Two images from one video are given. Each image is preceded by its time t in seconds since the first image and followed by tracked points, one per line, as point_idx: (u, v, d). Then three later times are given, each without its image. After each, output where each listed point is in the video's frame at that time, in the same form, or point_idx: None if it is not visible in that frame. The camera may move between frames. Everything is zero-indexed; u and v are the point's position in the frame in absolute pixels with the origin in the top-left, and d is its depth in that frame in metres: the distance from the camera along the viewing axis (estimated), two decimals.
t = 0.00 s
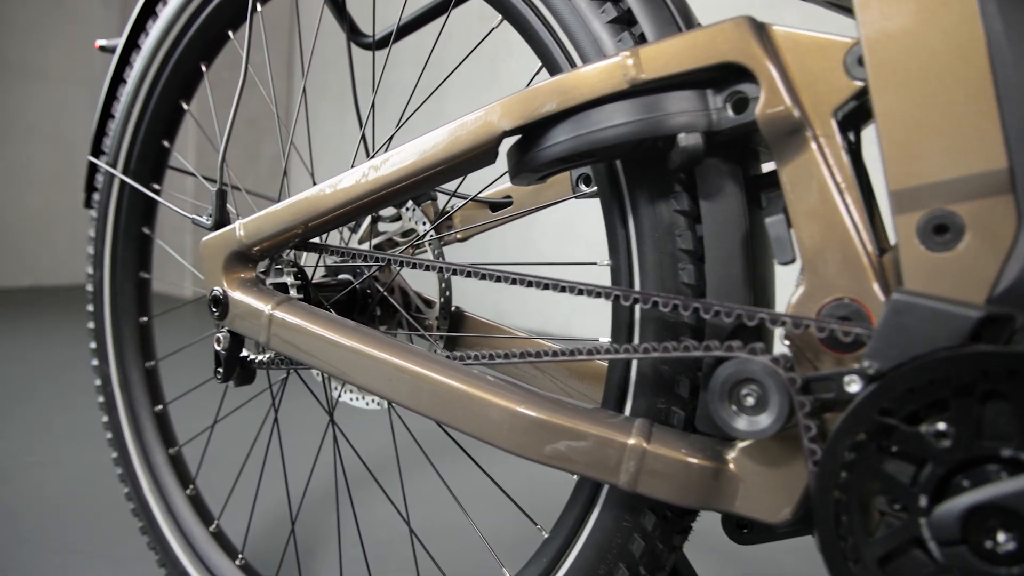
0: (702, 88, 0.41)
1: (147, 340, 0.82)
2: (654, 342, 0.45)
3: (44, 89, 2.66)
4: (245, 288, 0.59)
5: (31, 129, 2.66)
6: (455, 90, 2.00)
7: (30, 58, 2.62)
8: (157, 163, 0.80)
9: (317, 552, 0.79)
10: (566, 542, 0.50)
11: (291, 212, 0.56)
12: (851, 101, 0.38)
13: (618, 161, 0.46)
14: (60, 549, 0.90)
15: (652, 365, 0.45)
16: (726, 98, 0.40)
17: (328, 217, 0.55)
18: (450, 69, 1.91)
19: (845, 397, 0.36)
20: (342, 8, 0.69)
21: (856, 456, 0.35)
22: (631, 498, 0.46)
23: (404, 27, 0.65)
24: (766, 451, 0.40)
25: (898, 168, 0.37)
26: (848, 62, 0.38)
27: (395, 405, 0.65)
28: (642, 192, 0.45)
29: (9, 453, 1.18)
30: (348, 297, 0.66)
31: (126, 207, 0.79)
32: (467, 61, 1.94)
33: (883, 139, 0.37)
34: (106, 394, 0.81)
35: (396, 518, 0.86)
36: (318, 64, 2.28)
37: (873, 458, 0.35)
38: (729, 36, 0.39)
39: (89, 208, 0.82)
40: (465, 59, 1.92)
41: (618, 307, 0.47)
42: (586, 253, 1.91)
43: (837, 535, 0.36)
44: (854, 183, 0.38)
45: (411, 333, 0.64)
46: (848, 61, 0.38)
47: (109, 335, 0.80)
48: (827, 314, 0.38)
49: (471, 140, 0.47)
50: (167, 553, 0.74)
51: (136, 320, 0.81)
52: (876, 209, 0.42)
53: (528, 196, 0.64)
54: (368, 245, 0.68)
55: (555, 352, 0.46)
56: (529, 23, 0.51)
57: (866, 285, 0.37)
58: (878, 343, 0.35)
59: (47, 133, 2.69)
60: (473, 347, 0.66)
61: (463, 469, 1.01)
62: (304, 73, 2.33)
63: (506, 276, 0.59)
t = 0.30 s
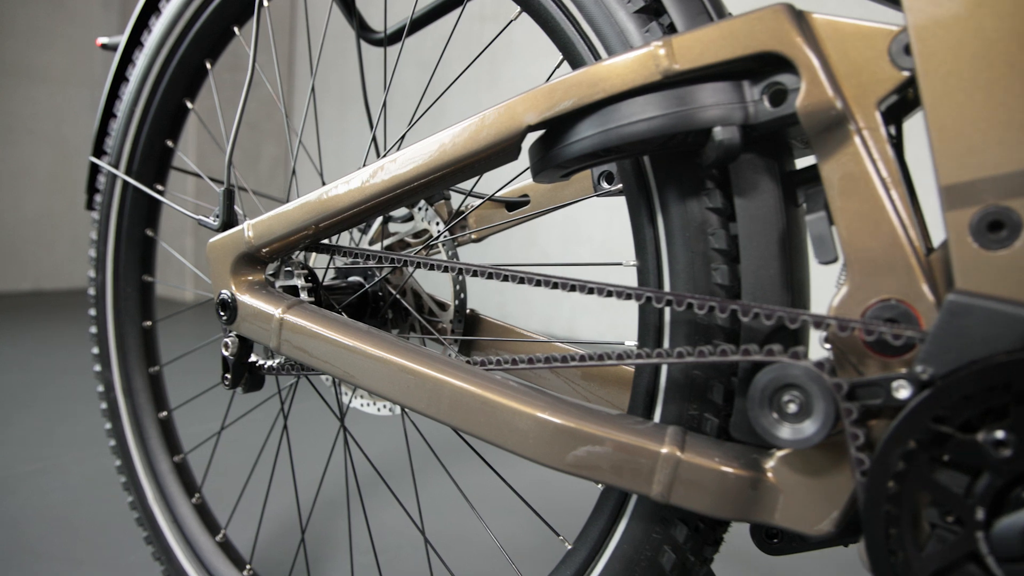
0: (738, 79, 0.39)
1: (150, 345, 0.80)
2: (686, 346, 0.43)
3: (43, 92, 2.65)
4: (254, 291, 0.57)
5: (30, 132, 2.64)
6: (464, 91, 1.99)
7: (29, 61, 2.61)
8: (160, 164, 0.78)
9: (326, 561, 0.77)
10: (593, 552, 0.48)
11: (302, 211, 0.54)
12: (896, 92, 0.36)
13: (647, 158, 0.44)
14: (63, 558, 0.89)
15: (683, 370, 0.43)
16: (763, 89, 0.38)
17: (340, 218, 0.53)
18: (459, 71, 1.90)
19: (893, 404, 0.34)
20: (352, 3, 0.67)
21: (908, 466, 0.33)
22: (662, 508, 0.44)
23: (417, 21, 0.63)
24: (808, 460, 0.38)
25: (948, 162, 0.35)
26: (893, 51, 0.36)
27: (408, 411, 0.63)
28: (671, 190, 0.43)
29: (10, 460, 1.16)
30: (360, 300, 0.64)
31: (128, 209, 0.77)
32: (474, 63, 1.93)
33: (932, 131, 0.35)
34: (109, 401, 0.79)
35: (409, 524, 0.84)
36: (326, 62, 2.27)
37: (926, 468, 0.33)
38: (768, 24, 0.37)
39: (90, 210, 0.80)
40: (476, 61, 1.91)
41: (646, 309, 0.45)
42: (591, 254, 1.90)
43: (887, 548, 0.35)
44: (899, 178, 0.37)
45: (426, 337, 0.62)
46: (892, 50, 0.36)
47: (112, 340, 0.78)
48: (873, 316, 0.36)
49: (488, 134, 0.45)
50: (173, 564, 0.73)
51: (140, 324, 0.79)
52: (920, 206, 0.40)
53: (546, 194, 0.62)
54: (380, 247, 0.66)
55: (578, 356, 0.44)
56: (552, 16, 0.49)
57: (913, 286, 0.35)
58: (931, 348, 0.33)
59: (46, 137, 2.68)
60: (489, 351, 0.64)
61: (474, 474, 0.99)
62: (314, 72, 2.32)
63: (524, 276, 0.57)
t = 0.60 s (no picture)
0: (778, 72, 0.37)
1: (154, 351, 0.78)
2: (722, 353, 0.41)
3: (43, 95, 2.63)
4: (264, 296, 0.55)
5: (29, 135, 2.62)
6: (470, 93, 1.97)
7: (29, 64, 2.59)
8: (164, 165, 0.76)
9: (336, 572, 0.75)
10: (622, 567, 0.46)
11: (315, 213, 0.52)
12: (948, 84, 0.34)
13: (680, 155, 0.42)
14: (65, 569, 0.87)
15: (717, 378, 0.41)
16: (807, 82, 0.36)
17: (354, 219, 0.51)
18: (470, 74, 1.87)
19: (950, 414, 0.32)
20: None
21: (970, 481, 0.31)
22: (696, 522, 0.42)
23: (433, 16, 0.61)
24: (856, 473, 0.36)
25: (1006, 160, 0.33)
26: (946, 40, 0.34)
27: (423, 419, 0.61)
28: (706, 189, 0.41)
29: (10, 468, 1.14)
30: (373, 304, 0.62)
31: (131, 212, 0.75)
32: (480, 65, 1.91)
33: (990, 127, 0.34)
34: (112, 409, 0.76)
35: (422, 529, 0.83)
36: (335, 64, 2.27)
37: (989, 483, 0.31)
38: (813, 14, 0.35)
39: (91, 213, 0.78)
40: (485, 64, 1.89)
41: (679, 313, 0.43)
42: (594, 257, 1.89)
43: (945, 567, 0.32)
44: (952, 176, 0.35)
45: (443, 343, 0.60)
46: (944, 39, 0.34)
47: (115, 346, 0.76)
48: (925, 321, 0.34)
49: (512, 132, 0.43)
50: None
51: (143, 330, 0.77)
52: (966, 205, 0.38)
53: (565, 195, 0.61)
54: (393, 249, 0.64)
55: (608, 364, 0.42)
56: (577, 8, 0.47)
57: (971, 288, 0.33)
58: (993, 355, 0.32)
59: (46, 140, 2.66)
60: (505, 356, 0.62)
61: (484, 479, 0.98)
62: (323, 73, 2.30)
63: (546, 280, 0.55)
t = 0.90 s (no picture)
0: (823, 67, 0.35)
1: (158, 358, 0.76)
2: (759, 362, 0.39)
3: (42, 99, 2.62)
4: (275, 303, 0.53)
5: (28, 139, 2.60)
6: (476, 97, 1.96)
7: (28, 67, 2.58)
8: (169, 167, 0.74)
9: None
10: None
11: (328, 218, 0.51)
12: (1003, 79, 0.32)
13: (715, 156, 0.41)
14: None
15: (756, 388, 0.39)
16: (853, 78, 0.35)
17: (370, 223, 0.50)
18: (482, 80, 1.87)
19: (1013, 427, 0.30)
20: None
21: None
22: (735, 540, 0.40)
23: (448, 12, 0.59)
24: (908, 489, 0.34)
25: None
26: (1004, 33, 0.32)
27: (440, 429, 0.59)
28: (741, 191, 0.40)
29: (11, 476, 1.12)
30: (387, 310, 0.60)
31: (135, 216, 0.73)
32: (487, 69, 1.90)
33: None
34: (115, 418, 0.74)
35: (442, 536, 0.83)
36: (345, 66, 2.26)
37: None
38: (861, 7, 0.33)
39: (94, 217, 0.76)
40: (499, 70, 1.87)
41: (713, 320, 0.42)
42: (598, 261, 1.88)
43: None
44: (1009, 174, 0.33)
45: (459, 351, 0.58)
46: (1002, 31, 0.32)
47: (118, 354, 0.74)
48: (982, 329, 0.32)
49: (537, 131, 0.41)
50: None
51: (147, 337, 0.75)
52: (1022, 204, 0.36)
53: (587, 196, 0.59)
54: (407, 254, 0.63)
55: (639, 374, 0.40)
56: (605, 2, 0.46)
57: None
58: None
59: (46, 144, 2.65)
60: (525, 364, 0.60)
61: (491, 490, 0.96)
62: (333, 75, 2.29)
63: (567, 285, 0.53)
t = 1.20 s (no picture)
0: (870, 56, 0.33)
1: (161, 362, 0.74)
2: (799, 367, 0.37)
3: (41, 98, 2.60)
4: (286, 305, 0.51)
5: (26, 138, 2.58)
6: (481, 97, 1.95)
7: (26, 66, 2.55)
8: (172, 165, 0.72)
9: None
10: None
11: (341, 217, 0.49)
12: None
13: (751, 151, 0.39)
14: None
15: (795, 395, 0.38)
16: (903, 67, 0.32)
17: (384, 222, 0.48)
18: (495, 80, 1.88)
19: None
20: None
21: None
22: (772, 554, 0.38)
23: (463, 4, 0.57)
24: (964, 502, 0.32)
25: None
26: None
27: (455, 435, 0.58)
28: (779, 188, 0.38)
29: (9, 481, 1.10)
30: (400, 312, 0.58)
31: (138, 215, 0.71)
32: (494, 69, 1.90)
33: None
34: (117, 422, 0.72)
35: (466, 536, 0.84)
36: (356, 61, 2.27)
37: None
38: None
39: (95, 216, 0.74)
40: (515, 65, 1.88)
41: (747, 323, 0.40)
42: (601, 262, 1.86)
43: None
44: None
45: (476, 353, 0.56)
46: None
47: (121, 357, 0.72)
48: None
49: (563, 126, 0.39)
50: None
51: (150, 340, 0.73)
52: None
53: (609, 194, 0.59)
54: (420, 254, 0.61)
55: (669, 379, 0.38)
56: None
57: None
58: None
59: (44, 144, 2.62)
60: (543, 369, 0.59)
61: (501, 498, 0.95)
62: (344, 72, 2.29)
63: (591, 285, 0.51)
